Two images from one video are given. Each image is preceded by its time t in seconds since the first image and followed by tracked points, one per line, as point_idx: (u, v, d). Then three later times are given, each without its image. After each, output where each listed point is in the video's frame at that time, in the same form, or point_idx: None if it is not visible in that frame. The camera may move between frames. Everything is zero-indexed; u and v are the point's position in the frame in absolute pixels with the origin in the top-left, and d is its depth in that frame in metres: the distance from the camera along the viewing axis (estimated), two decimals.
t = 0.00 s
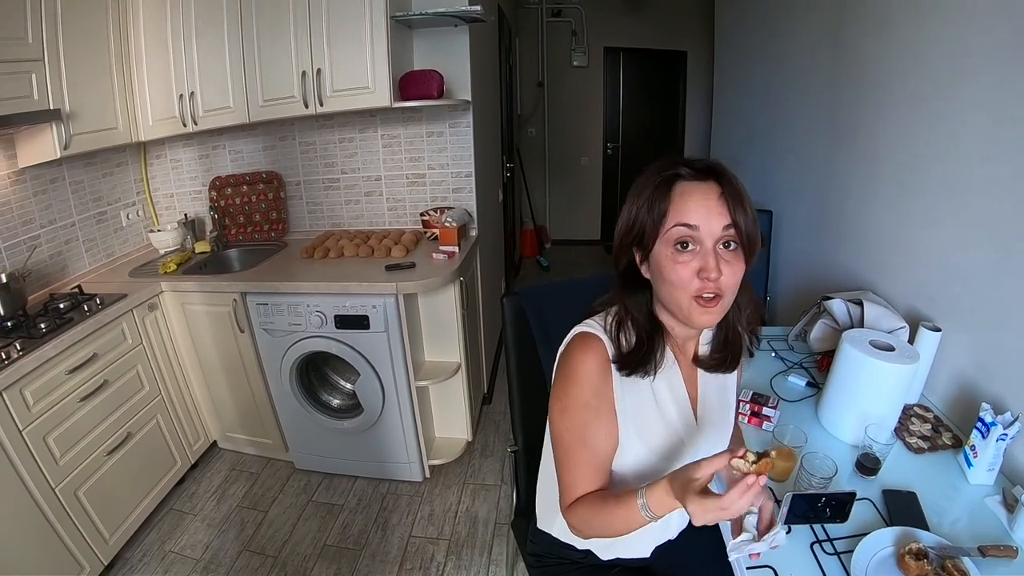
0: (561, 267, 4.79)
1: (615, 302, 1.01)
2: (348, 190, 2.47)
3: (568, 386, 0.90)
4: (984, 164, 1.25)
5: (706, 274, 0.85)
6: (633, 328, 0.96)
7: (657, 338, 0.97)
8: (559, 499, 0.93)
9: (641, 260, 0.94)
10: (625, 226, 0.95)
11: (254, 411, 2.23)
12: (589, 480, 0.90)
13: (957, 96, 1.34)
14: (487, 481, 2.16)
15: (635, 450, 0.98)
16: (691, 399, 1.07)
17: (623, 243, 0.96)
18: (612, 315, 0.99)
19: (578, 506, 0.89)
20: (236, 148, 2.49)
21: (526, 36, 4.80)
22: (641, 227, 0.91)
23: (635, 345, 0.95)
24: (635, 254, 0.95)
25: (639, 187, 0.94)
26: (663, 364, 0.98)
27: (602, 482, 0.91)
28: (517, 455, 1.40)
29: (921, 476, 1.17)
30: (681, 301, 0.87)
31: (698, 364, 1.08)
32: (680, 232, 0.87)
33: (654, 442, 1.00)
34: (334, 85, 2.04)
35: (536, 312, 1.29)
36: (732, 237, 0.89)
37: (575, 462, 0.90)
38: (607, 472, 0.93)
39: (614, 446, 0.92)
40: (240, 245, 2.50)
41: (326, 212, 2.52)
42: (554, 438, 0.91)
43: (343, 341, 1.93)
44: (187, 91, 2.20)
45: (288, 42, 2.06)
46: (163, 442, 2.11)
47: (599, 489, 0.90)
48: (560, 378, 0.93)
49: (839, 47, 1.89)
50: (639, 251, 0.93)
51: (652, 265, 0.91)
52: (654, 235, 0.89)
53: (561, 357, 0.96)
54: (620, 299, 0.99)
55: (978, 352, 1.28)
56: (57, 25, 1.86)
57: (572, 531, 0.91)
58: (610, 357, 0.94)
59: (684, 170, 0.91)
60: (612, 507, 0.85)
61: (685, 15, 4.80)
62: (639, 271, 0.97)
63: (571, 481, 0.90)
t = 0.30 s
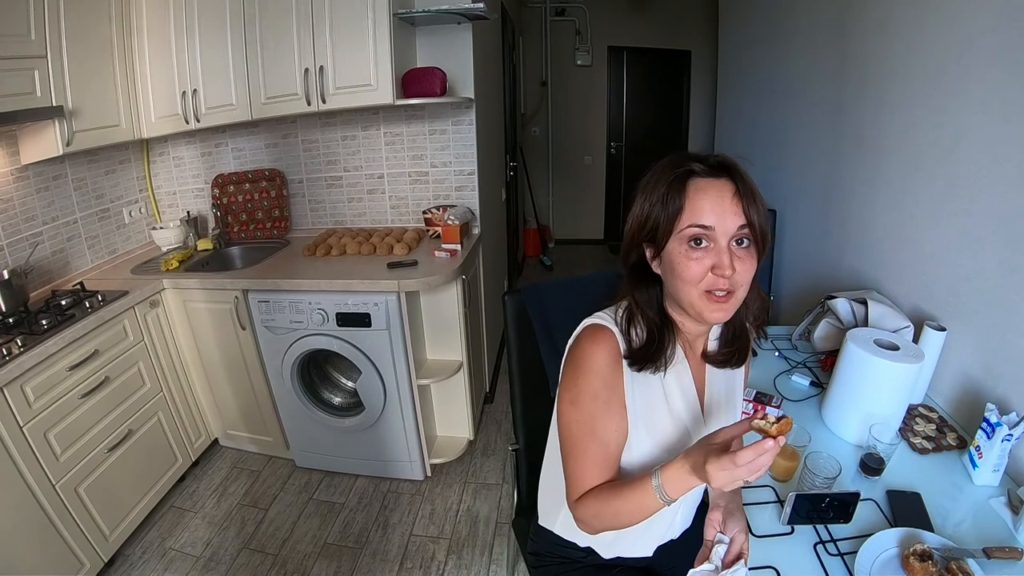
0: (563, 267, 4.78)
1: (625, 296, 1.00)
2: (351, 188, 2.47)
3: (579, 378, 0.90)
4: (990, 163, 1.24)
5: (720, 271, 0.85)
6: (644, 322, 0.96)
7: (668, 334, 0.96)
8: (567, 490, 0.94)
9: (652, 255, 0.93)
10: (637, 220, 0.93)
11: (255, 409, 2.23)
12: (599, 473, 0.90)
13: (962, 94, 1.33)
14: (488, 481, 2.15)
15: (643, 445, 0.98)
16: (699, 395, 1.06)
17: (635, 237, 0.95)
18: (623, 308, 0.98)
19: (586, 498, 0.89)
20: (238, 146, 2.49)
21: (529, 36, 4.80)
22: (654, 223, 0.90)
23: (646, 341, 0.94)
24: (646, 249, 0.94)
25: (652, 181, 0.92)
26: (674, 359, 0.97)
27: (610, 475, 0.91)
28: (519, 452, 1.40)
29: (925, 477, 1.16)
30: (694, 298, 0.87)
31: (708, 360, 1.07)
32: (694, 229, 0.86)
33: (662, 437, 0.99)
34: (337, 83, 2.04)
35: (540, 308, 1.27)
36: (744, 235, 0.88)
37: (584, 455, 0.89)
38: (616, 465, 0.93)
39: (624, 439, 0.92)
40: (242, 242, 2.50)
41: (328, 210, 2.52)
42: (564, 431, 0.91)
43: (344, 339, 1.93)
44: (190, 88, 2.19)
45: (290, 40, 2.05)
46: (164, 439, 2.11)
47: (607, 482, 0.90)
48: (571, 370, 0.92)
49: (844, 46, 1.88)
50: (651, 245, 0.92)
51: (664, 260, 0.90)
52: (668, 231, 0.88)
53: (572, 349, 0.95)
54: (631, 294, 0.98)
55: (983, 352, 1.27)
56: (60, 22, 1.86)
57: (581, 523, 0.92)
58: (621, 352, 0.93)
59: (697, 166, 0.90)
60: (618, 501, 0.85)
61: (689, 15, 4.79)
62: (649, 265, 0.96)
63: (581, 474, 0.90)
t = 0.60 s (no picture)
0: (565, 267, 4.78)
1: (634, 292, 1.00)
2: (353, 186, 2.47)
3: (589, 371, 0.89)
4: (992, 163, 1.24)
5: (740, 270, 0.85)
6: (654, 319, 0.96)
7: (677, 330, 0.97)
8: (571, 483, 0.93)
9: (667, 253, 0.92)
10: (653, 217, 0.92)
11: (257, 406, 2.23)
12: (605, 466, 0.90)
13: (964, 94, 1.33)
14: (489, 479, 2.16)
15: (649, 439, 0.98)
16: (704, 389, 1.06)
17: (649, 234, 0.93)
18: (631, 304, 0.98)
19: (592, 491, 0.89)
20: (241, 144, 2.50)
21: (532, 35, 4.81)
22: (673, 222, 0.88)
23: (656, 338, 0.95)
24: (661, 247, 0.92)
25: (668, 178, 0.90)
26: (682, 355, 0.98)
27: (615, 469, 0.91)
28: (520, 450, 1.40)
29: (926, 476, 1.16)
30: (712, 296, 0.87)
31: (713, 355, 1.08)
32: (714, 228, 0.85)
33: (667, 431, 1.00)
34: (339, 80, 2.04)
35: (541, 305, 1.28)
36: (760, 234, 0.89)
37: (591, 447, 0.89)
38: (621, 459, 0.92)
39: (630, 433, 0.92)
40: (244, 240, 2.50)
41: (330, 208, 2.53)
42: (571, 423, 0.91)
43: (345, 337, 1.93)
44: (192, 86, 2.20)
45: (293, 37, 2.06)
46: (165, 435, 2.11)
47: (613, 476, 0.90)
48: (581, 363, 0.92)
49: (846, 46, 1.88)
50: (667, 243, 0.91)
51: (681, 258, 0.89)
52: (687, 231, 0.87)
53: (581, 342, 0.95)
54: (640, 291, 0.98)
55: (986, 352, 1.27)
56: (63, 19, 1.86)
57: (583, 517, 0.92)
58: (632, 347, 0.93)
59: (714, 164, 0.89)
60: (625, 495, 0.85)
61: (692, 15, 4.78)
62: (662, 262, 0.95)
63: (587, 466, 0.90)
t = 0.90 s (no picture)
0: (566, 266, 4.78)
1: (644, 286, 0.99)
2: (354, 184, 2.47)
3: (596, 359, 0.90)
4: (993, 161, 1.24)
5: (751, 267, 0.85)
6: (662, 312, 0.96)
7: (686, 323, 0.97)
8: (571, 469, 0.94)
9: (678, 248, 0.91)
10: (664, 212, 0.92)
11: (258, 403, 2.23)
12: (605, 453, 0.90)
13: (965, 92, 1.33)
14: (489, 477, 2.16)
15: (651, 431, 0.98)
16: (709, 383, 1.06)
17: (660, 229, 0.93)
18: (640, 296, 0.99)
19: (590, 477, 0.89)
20: (242, 142, 2.50)
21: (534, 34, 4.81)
22: (684, 218, 0.88)
23: (665, 330, 0.95)
24: (670, 242, 0.92)
25: (681, 174, 0.90)
26: (688, 348, 0.97)
27: (616, 457, 0.91)
28: (520, 447, 1.40)
29: (927, 475, 1.16)
30: (723, 292, 0.87)
31: (719, 350, 1.07)
32: (727, 225, 0.85)
33: (670, 424, 1.00)
34: (341, 78, 2.04)
35: (542, 302, 1.28)
36: (771, 232, 0.89)
37: (593, 434, 0.90)
38: (623, 449, 0.93)
39: (633, 423, 0.92)
40: (246, 238, 2.51)
41: (332, 206, 2.53)
42: (575, 410, 0.91)
43: (346, 334, 1.93)
44: (194, 83, 2.20)
45: (295, 35, 2.06)
46: (166, 433, 2.11)
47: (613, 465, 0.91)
48: (588, 351, 0.92)
49: (848, 44, 1.88)
50: (678, 238, 0.91)
51: (692, 254, 0.89)
52: (698, 226, 0.87)
53: (589, 331, 0.96)
54: (650, 285, 0.98)
55: (988, 351, 1.27)
56: (65, 16, 1.86)
57: (581, 504, 0.92)
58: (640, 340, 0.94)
59: (727, 162, 0.89)
60: (623, 483, 0.85)
61: (695, 14, 4.77)
62: (672, 258, 0.94)
63: (587, 453, 0.91)
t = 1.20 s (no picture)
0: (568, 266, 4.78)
1: (647, 286, 1.00)
2: (356, 184, 2.47)
3: (600, 353, 0.91)
4: (994, 163, 1.24)
5: (751, 269, 0.85)
6: (664, 310, 0.96)
7: (688, 324, 0.97)
8: (570, 461, 0.94)
9: (680, 249, 0.92)
10: (668, 213, 0.92)
11: (259, 402, 2.24)
12: (605, 447, 0.90)
13: (966, 94, 1.33)
14: (490, 477, 2.16)
15: (651, 427, 0.98)
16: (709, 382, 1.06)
17: (663, 230, 0.94)
18: (644, 294, 0.99)
19: (589, 470, 0.90)
20: (244, 141, 2.51)
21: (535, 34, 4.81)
22: (686, 219, 0.88)
23: (667, 330, 0.95)
24: (673, 243, 0.93)
25: (685, 175, 0.91)
26: (690, 347, 0.98)
27: (615, 452, 0.92)
28: (520, 447, 1.40)
29: (926, 476, 1.16)
30: (723, 293, 0.87)
31: (720, 351, 1.08)
32: (728, 227, 0.85)
33: (670, 422, 1.00)
34: (343, 78, 2.04)
35: (542, 302, 1.28)
36: (772, 236, 0.89)
37: (594, 427, 0.90)
38: (622, 444, 0.93)
39: (634, 418, 0.93)
40: (247, 237, 2.51)
41: (334, 206, 2.53)
42: (577, 403, 0.92)
43: (347, 333, 1.94)
44: (196, 83, 2.20)
45: (297, 34, 2.06)
46: (167, 432, 2.12)
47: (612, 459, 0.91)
48: (593, 345, 0.93)
49: (850, 45, 1.88)
50: (680, 239, 0.91)
51: (693, 254, 0.89)
52: (700, 227, 0.87)
53: (594, 326, 0.96)
54: (653, 285, 0.98)
55: (988, 353, 1.27)
56: (67, 15, 1.87)
57: (578, 497, 0.93)
58: (642, 336, 0.94)
59: (729, 165, 0.89)
60: (621, 476, 0.86)
61: (697, 14, 4.77)
62: (675, 258, 0.95)
63: (587, 446, 0.91)
